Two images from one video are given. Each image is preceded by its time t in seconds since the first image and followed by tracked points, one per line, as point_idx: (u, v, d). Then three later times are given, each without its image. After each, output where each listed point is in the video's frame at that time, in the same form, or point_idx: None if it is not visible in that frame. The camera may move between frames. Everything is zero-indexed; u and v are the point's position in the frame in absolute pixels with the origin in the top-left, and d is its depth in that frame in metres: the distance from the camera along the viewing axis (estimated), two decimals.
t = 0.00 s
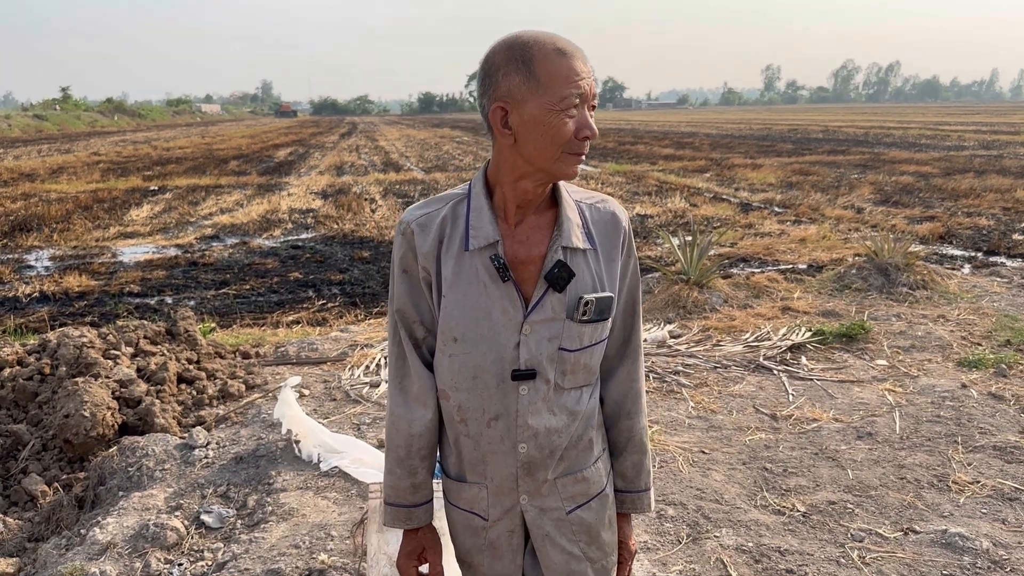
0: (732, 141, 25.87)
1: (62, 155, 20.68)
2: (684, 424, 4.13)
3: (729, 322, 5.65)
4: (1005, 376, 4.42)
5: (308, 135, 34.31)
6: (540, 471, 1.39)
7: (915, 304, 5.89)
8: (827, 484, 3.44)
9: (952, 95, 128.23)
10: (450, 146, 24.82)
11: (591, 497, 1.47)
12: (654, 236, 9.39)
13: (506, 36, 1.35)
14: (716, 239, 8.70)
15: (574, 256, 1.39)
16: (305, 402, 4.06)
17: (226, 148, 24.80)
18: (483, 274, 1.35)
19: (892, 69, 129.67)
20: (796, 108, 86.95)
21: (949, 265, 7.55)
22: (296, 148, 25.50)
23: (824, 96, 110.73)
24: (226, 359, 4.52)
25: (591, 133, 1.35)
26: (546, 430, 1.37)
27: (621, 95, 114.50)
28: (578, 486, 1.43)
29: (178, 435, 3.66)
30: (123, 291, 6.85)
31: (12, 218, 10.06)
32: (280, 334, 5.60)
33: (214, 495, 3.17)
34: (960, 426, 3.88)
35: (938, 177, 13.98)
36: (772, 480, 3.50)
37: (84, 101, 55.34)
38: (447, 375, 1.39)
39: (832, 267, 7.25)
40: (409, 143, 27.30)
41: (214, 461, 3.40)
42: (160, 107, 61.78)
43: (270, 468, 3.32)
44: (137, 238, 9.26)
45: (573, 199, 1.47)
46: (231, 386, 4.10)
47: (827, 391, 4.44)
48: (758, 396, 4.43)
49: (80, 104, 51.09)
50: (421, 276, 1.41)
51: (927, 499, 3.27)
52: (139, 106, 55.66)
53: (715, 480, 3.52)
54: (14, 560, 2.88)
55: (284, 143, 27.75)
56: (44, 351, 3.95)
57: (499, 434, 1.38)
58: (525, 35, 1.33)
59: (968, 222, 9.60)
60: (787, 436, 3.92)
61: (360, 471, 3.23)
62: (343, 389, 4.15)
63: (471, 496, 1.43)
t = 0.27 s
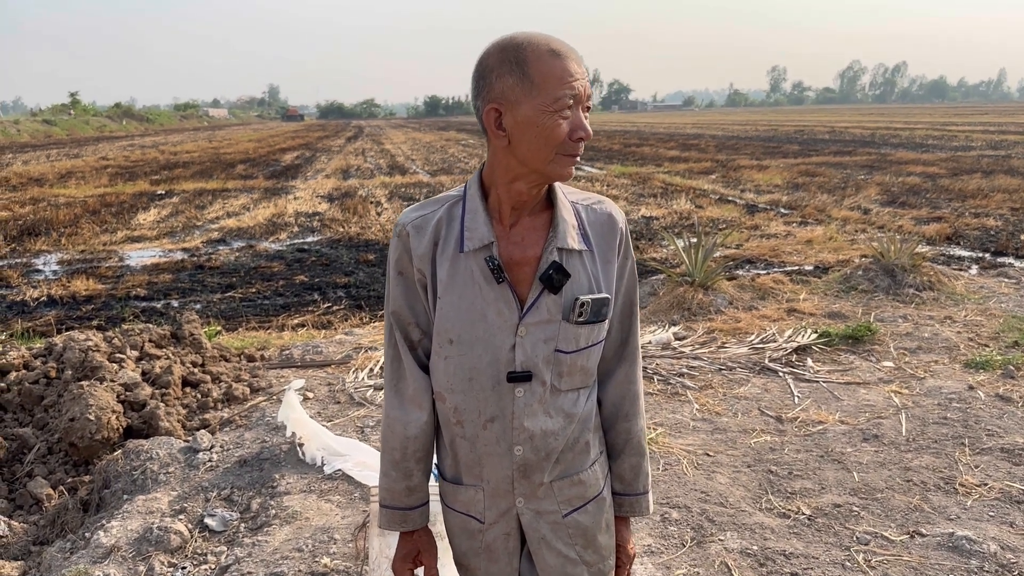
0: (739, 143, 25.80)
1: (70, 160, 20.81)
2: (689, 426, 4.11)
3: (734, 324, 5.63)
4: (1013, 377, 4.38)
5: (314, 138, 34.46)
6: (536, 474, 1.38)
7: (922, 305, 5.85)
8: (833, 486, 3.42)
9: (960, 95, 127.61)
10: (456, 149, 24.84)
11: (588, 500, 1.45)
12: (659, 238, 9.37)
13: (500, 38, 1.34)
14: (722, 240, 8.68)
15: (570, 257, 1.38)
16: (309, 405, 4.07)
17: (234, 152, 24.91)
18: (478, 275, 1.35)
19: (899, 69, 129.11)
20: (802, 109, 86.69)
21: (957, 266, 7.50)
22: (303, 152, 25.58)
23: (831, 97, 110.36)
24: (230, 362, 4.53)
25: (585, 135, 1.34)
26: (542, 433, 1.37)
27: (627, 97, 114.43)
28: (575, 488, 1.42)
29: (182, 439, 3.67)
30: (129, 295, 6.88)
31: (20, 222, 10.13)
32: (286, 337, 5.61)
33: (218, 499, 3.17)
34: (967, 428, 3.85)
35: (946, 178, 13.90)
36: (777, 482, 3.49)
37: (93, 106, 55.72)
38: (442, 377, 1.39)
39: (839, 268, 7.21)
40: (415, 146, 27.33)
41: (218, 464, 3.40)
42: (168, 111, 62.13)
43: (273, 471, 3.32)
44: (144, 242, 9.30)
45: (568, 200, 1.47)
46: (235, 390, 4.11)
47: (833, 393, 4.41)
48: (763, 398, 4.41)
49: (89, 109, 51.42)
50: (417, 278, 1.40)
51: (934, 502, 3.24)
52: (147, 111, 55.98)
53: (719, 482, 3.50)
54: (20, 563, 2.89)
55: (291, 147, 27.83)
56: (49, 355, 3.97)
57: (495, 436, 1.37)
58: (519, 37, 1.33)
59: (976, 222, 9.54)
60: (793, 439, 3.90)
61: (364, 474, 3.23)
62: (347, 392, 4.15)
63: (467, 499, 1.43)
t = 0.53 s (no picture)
0: (750, 146, 25.69)
1: (85, 166, 21.05)
2: (688, 430, 4.11)
3: (737, 327, 5.62)
4: (1016, 381, 4.34)
5: (326, 143, 34.69)
6: (510, 474, 1.43)
7: (927, 308, 5.81)
8: (830, 489, 3.41)
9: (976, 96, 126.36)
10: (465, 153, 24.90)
11: (563, 501, 1.50)
12: (666, 241, 9.35)
13: (471, 44, 1.38)
14: (728, 244, 8.65)
15: (543, 261, 1.43)
16: (310, 408, 4.11)
17: (246, 157, 25.11)
18: (452, 279, 1.40)
19: (913, 70, 128.04)
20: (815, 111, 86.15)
21: (965, 269, 7.44)
22: (314, 156, 25.75)
23: (844, 99, 109.64)
24: (234, 366, 4.58)
25: (555, 138, 1.37)
26: (515, 434, 1.42)
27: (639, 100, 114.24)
28: (550, 489, 1.47)
29: (184, 441, 3.72)
30: (138, 299, 6.97)
31: (33, 228, 10.28)
32: (291, 341, 5.66)
33: (217, 501, 3.21)
34: (968, 431, 3.83)
35: (957, 180, 13.77)
36: (775, 486, 3.48)
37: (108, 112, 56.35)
38: (418, 379, 1.44)
39: (845, 271, 7.17)
40: (426, 150, 27.40)
41: (219, 467, 3.45)
42: (181, 117, 62.67)
43: (273, 474, 3.36)
44: (154, 247, 9.41)
45: (543, 205, 1.51)
46: (238, 393, 4.15)
47: (834, 396, 4.40)
48: (764, 402, 4.40)
49: (104, 116, 52.04)
50: (392, 282, 1.46)
51: (931, 505, 3.22)
52: (160, 116, 56.55)
53: (717, 486, 3.50)
54: (22, 565, 2.94)
55: (302, 152, 28.01)
56: (55, 359, 4.03)
57: (470, 436, 1.42)
58: (489, 43, 1.36)
59: (986, 225, 9.46)
60: (792, 442, 3.89)
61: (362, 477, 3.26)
62: (348, 396, 4.19)
63: (444, 499, 1.48)
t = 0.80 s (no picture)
0: (765, 150, 25.56)
1: (103, 172, 21.35)
2: (693, 434, 4.11)
3: (745, 332, 5.61)
4: None
5: (341, 149, 34.98)
6: (494, 475, 1.48)
7: (937, 313, 5.77)
8: (833, 494, 3.41)
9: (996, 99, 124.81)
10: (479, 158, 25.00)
11: (547, 501, 1.54)
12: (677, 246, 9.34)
13: (452, 51, 1.42)
14: (739, 248, 8.63)
15: (525, 264, 1.47)
16: (317, 411, 4.16)
17: (261, 163, 25.37)
18: (436, 282, 1.45)
19: (933, 72, 126.48)
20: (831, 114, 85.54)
21: (978, 273, 7.37)
22: (329, 162, 25.96)
23: (861, 102, 108.73)
24: (243, 370, 4.65)
25: (534, 142, 1.40)
26: (499, 434, 1.46)
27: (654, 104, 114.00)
28: (534, 489, 1.52)
29: (192, 444, 3.78)
30: (151, 304, 7.07)
31: (51, 233, 10.46)
32: (301, 345, 5.73)
33: (223, 503, 3.26)
34: (974, 436, 3.81)
35: (973, 184, 13.63)
36: (778, 490, 3.48)
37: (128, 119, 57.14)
38: (404, 380, 1.49)
39: (856, 276, 7.13)
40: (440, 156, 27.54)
41: (225, 469, 3.50)
42: (200, 124, 63.40)
43: (279, 476, 3.41)
44: (169, 252, 9.54)
45: (526, 208, 1.54)
46: (246, 397, 4.21)
47: (840, 401, 4.39)
48: (769, 406, 4.39)
49: (124, 123, 52.81)
50: (378, 285, 1.51)
51: (935, 510, 3.21)
52: (179, 123, 57.28)
53: (719, 490, 3.50)
54: (32, 565, 3.00)
55: (318, 158, 28.24)
56: (67, 362, 4.11)
57: (454, 437, 1.47)
58: (469, 49, 1.40)
59: (1001, 229, 9.36)
60: (796, 447, 3.89)
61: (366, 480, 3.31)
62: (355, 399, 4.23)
63: (430, 500, 1.53)
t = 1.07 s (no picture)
0: (780, 154, 25.39)
1: (121, 178, 21.61)
2: (704, 441, 4.09)
3: (758, 337, 5.57)
4: None
5: (357, 155, 35.18)
6: (493, 482, 1.49)
7: (951, 319, 5.71)
8: (844, 502, 3.40)
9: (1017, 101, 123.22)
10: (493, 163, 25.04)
11: (546, 508, 1.54)
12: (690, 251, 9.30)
13: (450, 61, 1.42)
14: (753, 253, 8.57)
15: (523, 272, 1.47)
16: (328, 416, 4.18)
17: (277, 168, 25.57)
18: (434, 291, 1.46)
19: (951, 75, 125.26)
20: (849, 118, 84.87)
21: (995, 278, 7.28)
22: (344, 168, 26.10)
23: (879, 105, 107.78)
24: (256, 375, 4.69)
25: (531, 152, 1.40)
26: (497, 442, 1.47)
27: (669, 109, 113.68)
28: (533, 497, 1.52)
29: (204, 449, 3.81)
30: (167, 309, 7.15)
31: (69, 239, 10.60)
32: (313, 350, 5.76)
33: (235, 508, 3.29)
34: (987, 444, 3.77)
35: (991, 188, 13.47)
36: (788, 498, 3.46)
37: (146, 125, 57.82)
38: (403, 388, 1.50)
39: (871, 281, 7.06)
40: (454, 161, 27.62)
41: (236, 475, 3.53)
42: (217, 130, 64.00)
43: (289, 482, 3.43)
44: (184, 258, 9.65)
45: (525, 216, 1.54)
46: (258, 402, 4.24)
47: (852, 408, 4.35)
48: (781, 413, 4.36)
49: (143, 130, 53.49)
50: (377, 293, 1.51)
51: (946, 519, 3.21)
52: (196, 129, 57.91)
53: (730, 497, 3.48)
54: (45, 570, 3.05)
55: (333, 163, 28.41)
56: (81, 367, 4.17)
57: (453, 444, 1.48)
58: (467, 59, 1.40)
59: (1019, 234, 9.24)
60: (808, 454, 3.86)
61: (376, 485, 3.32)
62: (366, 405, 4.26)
63: (430, 507, 1.54)
